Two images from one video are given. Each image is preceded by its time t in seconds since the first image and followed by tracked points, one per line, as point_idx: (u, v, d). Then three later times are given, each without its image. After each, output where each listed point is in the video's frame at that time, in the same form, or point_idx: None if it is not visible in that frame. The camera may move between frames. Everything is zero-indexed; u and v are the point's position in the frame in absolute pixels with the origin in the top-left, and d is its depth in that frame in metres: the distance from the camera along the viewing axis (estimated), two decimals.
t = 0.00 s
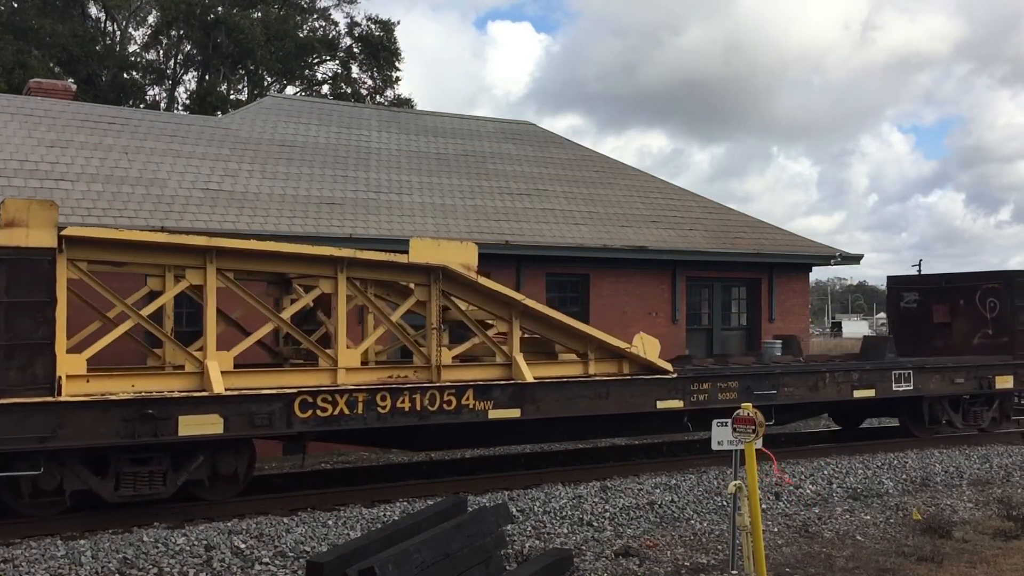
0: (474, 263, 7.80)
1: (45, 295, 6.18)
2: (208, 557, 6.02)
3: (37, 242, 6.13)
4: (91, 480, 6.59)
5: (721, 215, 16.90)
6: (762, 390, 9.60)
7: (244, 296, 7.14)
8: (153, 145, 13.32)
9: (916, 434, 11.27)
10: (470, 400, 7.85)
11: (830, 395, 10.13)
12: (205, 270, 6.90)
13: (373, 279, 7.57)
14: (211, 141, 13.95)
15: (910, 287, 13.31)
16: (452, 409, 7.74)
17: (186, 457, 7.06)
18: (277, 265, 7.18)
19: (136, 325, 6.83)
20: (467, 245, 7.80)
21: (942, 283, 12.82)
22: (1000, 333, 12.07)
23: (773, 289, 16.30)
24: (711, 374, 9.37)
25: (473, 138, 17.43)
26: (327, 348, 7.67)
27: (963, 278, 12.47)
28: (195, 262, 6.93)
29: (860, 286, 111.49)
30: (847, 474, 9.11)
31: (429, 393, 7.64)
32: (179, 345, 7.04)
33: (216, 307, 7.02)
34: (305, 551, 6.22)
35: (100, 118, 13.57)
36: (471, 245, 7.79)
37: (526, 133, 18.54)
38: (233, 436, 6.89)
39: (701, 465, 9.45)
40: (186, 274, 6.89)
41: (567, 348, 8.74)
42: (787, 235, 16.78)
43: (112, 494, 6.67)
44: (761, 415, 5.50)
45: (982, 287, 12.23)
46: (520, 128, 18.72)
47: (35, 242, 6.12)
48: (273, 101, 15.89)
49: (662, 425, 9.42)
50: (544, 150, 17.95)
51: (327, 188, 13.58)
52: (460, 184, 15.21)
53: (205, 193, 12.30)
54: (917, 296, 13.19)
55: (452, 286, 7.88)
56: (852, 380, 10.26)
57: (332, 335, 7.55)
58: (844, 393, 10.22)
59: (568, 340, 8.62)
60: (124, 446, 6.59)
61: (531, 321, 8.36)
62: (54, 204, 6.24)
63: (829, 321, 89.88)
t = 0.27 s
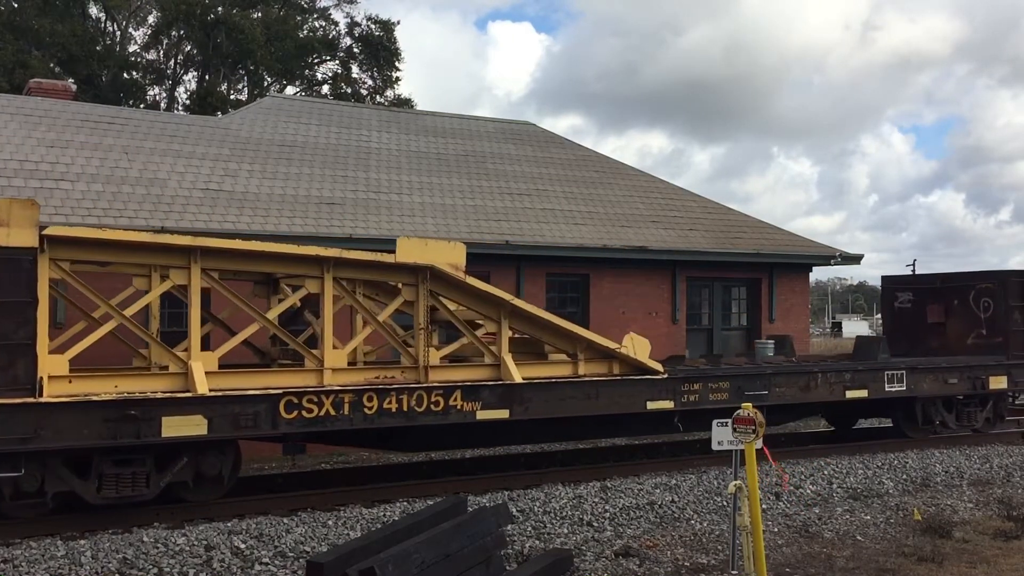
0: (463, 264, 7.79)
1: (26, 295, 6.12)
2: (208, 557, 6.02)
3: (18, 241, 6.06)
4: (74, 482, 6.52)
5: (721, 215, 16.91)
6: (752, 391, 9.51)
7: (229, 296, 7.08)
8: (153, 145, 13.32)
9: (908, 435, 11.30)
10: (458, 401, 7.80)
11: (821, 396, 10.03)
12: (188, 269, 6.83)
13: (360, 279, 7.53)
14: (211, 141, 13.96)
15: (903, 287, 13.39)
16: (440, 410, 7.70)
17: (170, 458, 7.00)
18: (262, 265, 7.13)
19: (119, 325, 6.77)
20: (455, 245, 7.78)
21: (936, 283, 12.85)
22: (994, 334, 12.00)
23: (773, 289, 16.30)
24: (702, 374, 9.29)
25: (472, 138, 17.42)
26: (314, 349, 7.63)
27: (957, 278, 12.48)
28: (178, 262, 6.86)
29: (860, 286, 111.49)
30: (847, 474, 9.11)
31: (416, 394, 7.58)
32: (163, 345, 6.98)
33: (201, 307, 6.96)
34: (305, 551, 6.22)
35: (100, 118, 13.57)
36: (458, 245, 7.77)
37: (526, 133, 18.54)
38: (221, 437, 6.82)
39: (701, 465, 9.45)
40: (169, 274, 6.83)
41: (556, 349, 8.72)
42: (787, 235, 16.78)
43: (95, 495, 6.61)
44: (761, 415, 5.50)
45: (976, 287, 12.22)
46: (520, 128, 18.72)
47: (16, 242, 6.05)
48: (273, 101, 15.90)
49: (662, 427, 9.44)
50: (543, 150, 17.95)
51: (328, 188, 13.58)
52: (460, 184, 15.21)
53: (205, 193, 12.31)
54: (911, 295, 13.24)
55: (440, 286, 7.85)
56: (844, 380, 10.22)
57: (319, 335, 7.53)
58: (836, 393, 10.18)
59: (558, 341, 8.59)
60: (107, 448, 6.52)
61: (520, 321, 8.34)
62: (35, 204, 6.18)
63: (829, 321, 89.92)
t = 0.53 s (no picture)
0: (450, 263, 7.75)
1: (6, 294, 6.04)
2: (208, 557, 6.02)
3: None
4: (55, 483, 6.45)
5: (721, 215, 16.91)
6: (743, 391, 9.45)
7: (215, 296, 7.03)
8: (153, 145, 13.32)
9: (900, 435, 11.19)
10: (445, 401, 7.75)
11: (812, 396, 9.98)
12: (172, 269, 6.77)
13: (347, 278, 7.49)
14: (211, 141, 13.96)
15: (897, 286, 13.31)
16: (427, 411, 7.65)
17: (153, 459, 6.91)
18: (247, 265, 7.07)
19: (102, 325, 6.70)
20: (442, 245, 7.74)
21: (930, 283, 12.83)
22: (987, 333, 12.03)
23: (773, 289, 16.30)
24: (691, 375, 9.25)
25: (472, 138, 17.42)
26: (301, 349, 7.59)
27: (950, 278, 12.48)
28: (161, 262, 6.78)
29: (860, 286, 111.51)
30: (847, 474, 9.11)
31: (403, 395, 7.54)
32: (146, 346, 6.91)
33: (185, 307, 6.90)
34: (305, 551, 6.22)
35: (100, 118, 13.57)
36: (445, 245, 7.72)
37: (526, 133, 18.54)
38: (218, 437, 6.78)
39: (701, 465, 9.45)
40: (152, 274, 6.74)
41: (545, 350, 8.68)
42: (787, 235, 16.78)
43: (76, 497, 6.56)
44: (761, 415, 5.50)
45: (969, 287, 12.23)
46: (520, 128, 18.72)
47: None
48: (273, 101, 15.90)
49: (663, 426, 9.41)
50: (543, 150, 17.94)
51: (328, 188, 13.58)
52: (460, 184, 15.21)
53: (205, 193, 12.31)
54: (905, 294, 13.20)
55: (427, 286, 7.81)
56: (835, 381, 10.17)
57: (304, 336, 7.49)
58: (827, 394, 10.11)
59: (547, 341, 8.55)
60: (89, 449, 6.45)
61: (508, 321, 8.28)
62: (16, 203, 6.10)
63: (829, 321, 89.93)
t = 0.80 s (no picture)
0: (437, 262, 7.62)
1: None
2: (208, 557, 6.02)
3: None
4: (36, 485, 6.34)
5: (721, 215, 16.91)
6: (734, 391, 9.38)
7: (198, 296, 6.91)
8: (153, 145, 13.32)
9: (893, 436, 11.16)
10: (432, 402, 7.62)
11: (803, 397, 9.91)
12: (155, 269, 6.66)
13: (332, 278, 7.38)
14: (211, 141, 13.96)
15: (890, 286, 13.30)
16: (414, 412, 7.52)
17: (135, 460, 6.79)
18: (231, 264, 6.95)
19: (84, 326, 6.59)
20: (429, 244, 7.61)
21: (923, 283, 12.81)
22: (980, 333, 12.06)
23: (773, 289, 16.29)
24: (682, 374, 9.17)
25: (472, 138, 17.42)
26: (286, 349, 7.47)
27: (943, 278, 12.46)
28: (145, 261, 6.67)
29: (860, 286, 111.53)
30: (847, 474, 9.11)
31: (389, 395, 7.41)
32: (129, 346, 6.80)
33: (168, 307, 6.78)
34: (305, 551, 6.22)
35: (100, 118, 13.57)
36: (432, 244, 7.60)
37: (526, 133, 18.53)
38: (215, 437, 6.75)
39: (701, 465, 9.45)
40: (135, 274, 6.63)
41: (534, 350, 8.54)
42: (787, 235, 16.78)
43: (57, 498, 6.44)
44: (761, 415, 5.50)
45: (963, 287, 12.23)
46: (520, 128, 18.71)
47: None
48: (274, 101, 15.90)
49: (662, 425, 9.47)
50: (543, 150, 17.94)
51: (328, 188, 13.58)
52: (460, 184, 15.20)
53: (205, 193, 12.31)
54: (897, 294, 13.17)
55: (415, 285, 7.69)
56: (827, 381, 10.09)
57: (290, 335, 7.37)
58: (818, 394, 10.03)
59: (536, 341, 8.43)
60: (70, 450, 6.34)
61: (496, 321, 8.16)
62: None
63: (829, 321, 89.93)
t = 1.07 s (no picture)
0: (424, 262, 7.59)
1: None
2: (208, 557, 6.02)
3: None
4: (16, 486, 6.27)
5: (721, 215, 16.91)
6: (724, 392, 9.36)
7: (181, 296, 6.88)
8: (153, 145, 13.32)
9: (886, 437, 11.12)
10: (419, 403, 7.59)
11: (795, 397, 9.88)
12: (137, 268, 6.64)
13: (318, 278, 7.35)
14: (211, 141, 13.95)
15: (884, 286, 13.25)
16: (400, 412, 7.49)
17: (118, 462, 6.73)
18: (215, 264, 6.92)
19: (65, 326, 6.56)
20: (415, 243, 7.59)
21: (917, 283, 12.77)
22: (973, 333, 12.08)
23: (773, 289, 16.29)
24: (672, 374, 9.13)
25: (472, 138, 17.42)
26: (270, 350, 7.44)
27: (935, 278, 12.43)
28: (127, 261, 6.64)
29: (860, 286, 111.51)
30: (847, 474, 9.11)
31: (375, 396, 7.37)
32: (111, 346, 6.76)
33: (150, 307, 6.74)
34: (305, 551, 6.22)
35: (100, 118, 13.57)
36: (419, 243, 7.57)
37: (526, 133, 18.54)
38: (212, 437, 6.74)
39: (701, 465, 9.44)
40: (116, 274, 6.59)
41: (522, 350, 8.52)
42: (787, 235, 16.78)
43: (38, 500, 6.36)
44: (761, 415, 5.50)
45: (955, 287, 12.20)
46: (520, 128, 18.71)
47: None
48: (274, 101, 15.89)
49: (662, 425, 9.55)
50: (543, 150, 17.94)
51: (328, 188, 13.58)
52: (460, 184, 15.21)
53: (205, 193, 12.31)
54: (891, 295, 13.14)
55: (402, 285, 7.67)
56: (819, 381, 10.07)
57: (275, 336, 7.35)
58: (811, 394, 10.02)
59: (524, 341, 8.41)
60: (51, 451, 6.28)
61: (484, 321, 8.13)
62: None
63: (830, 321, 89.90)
